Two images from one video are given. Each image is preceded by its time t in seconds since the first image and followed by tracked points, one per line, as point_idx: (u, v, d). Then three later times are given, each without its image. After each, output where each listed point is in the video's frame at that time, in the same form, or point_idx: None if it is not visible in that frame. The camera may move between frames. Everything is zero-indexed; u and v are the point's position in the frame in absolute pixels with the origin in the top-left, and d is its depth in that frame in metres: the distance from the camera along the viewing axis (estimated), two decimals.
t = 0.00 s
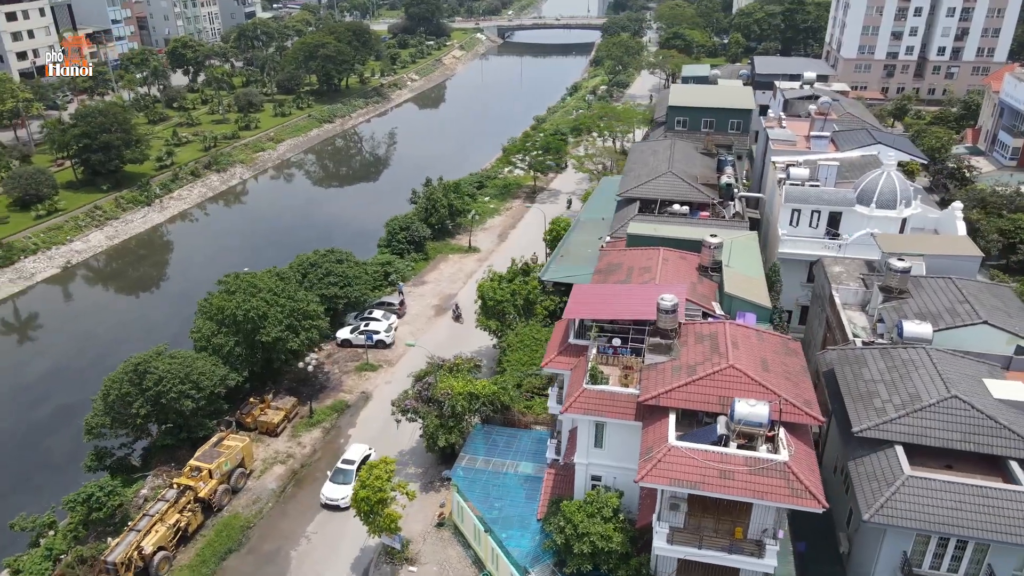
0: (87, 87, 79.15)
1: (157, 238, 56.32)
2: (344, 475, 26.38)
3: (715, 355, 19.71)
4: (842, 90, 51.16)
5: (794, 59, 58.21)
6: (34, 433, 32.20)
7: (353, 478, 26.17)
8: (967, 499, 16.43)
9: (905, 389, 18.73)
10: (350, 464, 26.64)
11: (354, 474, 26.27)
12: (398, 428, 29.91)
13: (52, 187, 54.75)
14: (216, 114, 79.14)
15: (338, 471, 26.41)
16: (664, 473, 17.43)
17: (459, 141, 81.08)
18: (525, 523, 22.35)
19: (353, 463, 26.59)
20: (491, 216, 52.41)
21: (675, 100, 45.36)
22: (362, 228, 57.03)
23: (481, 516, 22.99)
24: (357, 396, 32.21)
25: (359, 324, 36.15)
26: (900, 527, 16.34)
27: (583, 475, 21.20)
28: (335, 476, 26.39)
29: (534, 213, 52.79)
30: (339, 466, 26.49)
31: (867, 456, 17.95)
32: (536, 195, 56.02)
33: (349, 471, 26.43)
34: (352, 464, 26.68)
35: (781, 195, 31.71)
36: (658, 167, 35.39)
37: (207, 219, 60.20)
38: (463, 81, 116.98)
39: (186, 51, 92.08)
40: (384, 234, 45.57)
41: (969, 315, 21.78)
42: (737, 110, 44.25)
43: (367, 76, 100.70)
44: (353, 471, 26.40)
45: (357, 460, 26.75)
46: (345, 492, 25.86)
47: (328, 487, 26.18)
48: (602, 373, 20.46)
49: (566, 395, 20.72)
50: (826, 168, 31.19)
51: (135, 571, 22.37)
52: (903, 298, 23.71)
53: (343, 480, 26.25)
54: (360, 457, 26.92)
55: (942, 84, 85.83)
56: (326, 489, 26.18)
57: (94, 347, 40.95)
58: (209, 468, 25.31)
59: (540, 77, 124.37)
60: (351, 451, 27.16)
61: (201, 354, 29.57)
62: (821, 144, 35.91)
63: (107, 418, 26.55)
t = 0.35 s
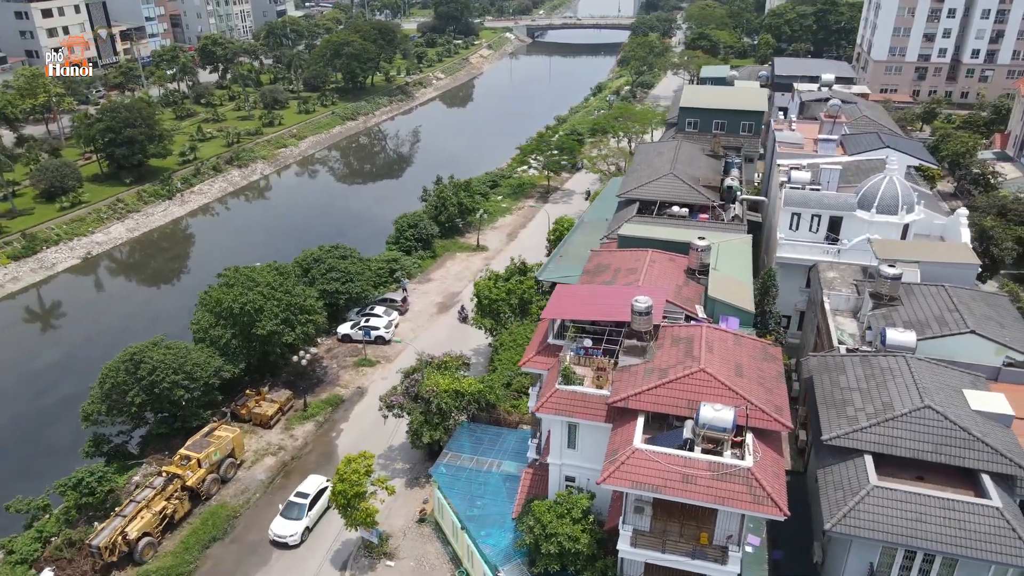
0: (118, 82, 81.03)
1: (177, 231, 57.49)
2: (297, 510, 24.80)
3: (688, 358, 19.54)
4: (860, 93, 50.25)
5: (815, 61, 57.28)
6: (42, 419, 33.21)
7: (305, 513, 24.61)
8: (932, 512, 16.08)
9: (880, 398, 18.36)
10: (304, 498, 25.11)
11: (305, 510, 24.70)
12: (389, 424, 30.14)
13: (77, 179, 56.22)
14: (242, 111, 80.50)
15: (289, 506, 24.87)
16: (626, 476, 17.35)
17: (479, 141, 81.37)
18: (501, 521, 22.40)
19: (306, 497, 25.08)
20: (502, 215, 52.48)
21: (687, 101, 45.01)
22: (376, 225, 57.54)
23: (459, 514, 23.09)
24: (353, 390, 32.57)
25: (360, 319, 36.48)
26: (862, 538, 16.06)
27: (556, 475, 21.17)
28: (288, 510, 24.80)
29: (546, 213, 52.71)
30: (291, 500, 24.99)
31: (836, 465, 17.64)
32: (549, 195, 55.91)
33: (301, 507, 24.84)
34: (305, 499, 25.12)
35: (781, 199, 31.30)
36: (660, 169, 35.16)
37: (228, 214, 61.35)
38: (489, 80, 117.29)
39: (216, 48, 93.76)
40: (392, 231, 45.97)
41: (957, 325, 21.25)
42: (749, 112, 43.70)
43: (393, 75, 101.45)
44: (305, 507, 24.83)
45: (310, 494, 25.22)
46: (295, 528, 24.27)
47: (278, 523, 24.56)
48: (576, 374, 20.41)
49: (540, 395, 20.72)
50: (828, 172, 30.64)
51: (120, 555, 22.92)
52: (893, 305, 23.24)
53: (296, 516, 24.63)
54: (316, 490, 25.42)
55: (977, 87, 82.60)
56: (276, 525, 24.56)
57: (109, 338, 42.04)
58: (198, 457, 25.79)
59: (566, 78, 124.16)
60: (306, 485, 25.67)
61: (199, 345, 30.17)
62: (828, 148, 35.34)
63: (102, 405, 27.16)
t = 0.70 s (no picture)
0: (152, 78, 83.03)
1: (199, 224, 58.71)
2: (231, 550, 23.00)
3: (657, 361, 19.38)
4: (882, 96, 49.12)
5: (839, 63, 56.16)
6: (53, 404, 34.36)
7: (239, 555, 22.85)
8: (890, 525, 15.73)
9: (848, 408, 18.02)
10: (240, 536, 23.34)
11: (238, 551, 22.87)
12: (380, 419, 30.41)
13: (104, 172, 57.81)
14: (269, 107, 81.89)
15: (223, 545, 23.07)
16: (583, 477, 17.28)
17: (502, 140, 81.44)
18: (474, 519, 22.47)
19: (242, 537, 23.26)
20: (515, 214, 52.40)
21: (699, 102, 44.53)
22: (392, 223, 58.01)
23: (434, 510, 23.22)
24: (349, 384, 32.96)
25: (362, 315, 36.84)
26: (816, 549, 15.77)
27: (528, 475, 21.15)
28: (222, 550, 23.02)
29: (559, 213, 52.57)
30: (225, 538, 23.20)
31: (799, 474, 17.35)
32: (564, 195, 55.76)
33: (235, 547, 23.02)
34: (240, 539, 23.24)
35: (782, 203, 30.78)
36: (662, 170, 34.89)
37: (250, 208, 62.50)
38: (518, 79, 117.35)
39: (248, 45, 95.46)
40: (402, 228, 46.35)
41: (940, 334, 20.79)
42: (762, 114, 43.04)
43: (421, 73, 102.11)
44: (239, 547, 23.02)
45: (247, 533, 23.38)
46: (227, 570, 22.51)
47: (209, 563, 22.81)
48: (545, 375, 20.35)
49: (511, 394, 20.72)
50: (830, 176, 30.07)
51: (106, 537, 23.58)
52: (880, 313, 22.74)
53: (229, 557, 22.84)
54: (253, 528, 23.61)
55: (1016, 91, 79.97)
56: (208, 565, 22.81)
57: (125, 327, 43.26)
58: (188, 445, 26.38)
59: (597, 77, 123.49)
60: (243, 522, 23.82)
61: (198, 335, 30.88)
62: (836, 151, 34.64)
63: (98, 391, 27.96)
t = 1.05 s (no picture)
0: (182, 74, 84.70)
1: (218, 218, 59.79)
2: None
3: (627, 362, 19.27)
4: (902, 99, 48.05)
5: (861, 64, 55.09)
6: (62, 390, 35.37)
7: None
8: (847, 536, 15.45)
9: (817, 416, 17.71)
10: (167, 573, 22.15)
11: None
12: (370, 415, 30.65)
13: (128, 165, 59.20)
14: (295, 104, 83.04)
15: None
16: (542, 477, 17.29)
17: (523, 140, 81.44)
18: (450, 515, 22.59)
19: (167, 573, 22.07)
20: (527, 213, 52.30)
21: (711, 103, 44.07)
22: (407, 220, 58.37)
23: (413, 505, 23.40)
24: (345, 379, 33.31)
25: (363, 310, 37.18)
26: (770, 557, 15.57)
27: (501, 473, 21.17)
28: None
29: (571, 213, 52.37)
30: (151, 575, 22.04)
31: (763, 480, 17.12)
32: (578, 195, 55.56)
33: None
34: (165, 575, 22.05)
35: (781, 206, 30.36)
36: (664, 171, 34.64)
37: (270, 203, 63.47)
38: (545, 79, 117.28)
39: (278, 43, 96.94)
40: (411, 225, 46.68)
41: (922, 343, 20.38)
42: (774, 116, 42.43)
43: (447, 72, 102.56)
44: None
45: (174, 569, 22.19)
46: None
47: None
48: (517, 373, 20.36)
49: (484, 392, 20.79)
50: (830, 180, 29.66)
51: (94, 521, 24.18)
52: (866, 320, 22.32)
53: None
54: (182, 563, 22.40)
55: None
56: None
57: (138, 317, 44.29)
58: (179, 434, 26.96)
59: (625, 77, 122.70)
60: (172, 557, 22.64)
61: (198, 326, 31.54)
62: (842, 155, 34.01)
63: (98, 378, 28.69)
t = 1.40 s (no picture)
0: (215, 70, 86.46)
1: (240, 211, 60.95)
2: None
3: (593, 364, 19.19)
4: (925, 104, 46.82)
5: (887, 67, 53.76)
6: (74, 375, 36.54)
7: None
8: (796, 545, 15.19)
9: (778, 423, 17.45)
10: None
11: None
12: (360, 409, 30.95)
13: (155, 159, 60.75)
14: (322, 101, 84.26)
15: None
16: (497, 476, 17.31)
17: (546, 140, 81.27)
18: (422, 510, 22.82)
19: None
20: (539, 212, 52.12)
21: (724, 105, 43.49)
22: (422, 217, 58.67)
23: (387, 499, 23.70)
24: (341, 372, 33.73)
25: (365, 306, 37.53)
26: (717, 563, 15.38)
27: (469, 470, 21.27)
28: None
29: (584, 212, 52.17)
30: None
31: (719, 486, 16.94)
32: (593, 195, 55.21)
33: None
34: None
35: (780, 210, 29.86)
36: (665, 173, 34.34)
37: (292, 198, 64.51)
38: (575, 78, 116.92)
39: (310, 40, 98.46)
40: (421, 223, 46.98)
41: (900, 353, 19.89)
42: (787, 118, 41.70)
43: (476, 71, 102.86)
44: None
45: None
46: None
47: None
48: (485, 370, 20.40)
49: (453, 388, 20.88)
50: (830, 185, 28.86)
51: (83, 503, 24.89)
52: (849, 328, 21.89)
53: None
54: None
55: None
56: None
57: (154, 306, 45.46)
58: (171, 421, 27.67)
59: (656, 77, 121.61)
60: None
61: (199, 316, 32.27)
62: (849, 159, 33.30)
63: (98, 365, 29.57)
